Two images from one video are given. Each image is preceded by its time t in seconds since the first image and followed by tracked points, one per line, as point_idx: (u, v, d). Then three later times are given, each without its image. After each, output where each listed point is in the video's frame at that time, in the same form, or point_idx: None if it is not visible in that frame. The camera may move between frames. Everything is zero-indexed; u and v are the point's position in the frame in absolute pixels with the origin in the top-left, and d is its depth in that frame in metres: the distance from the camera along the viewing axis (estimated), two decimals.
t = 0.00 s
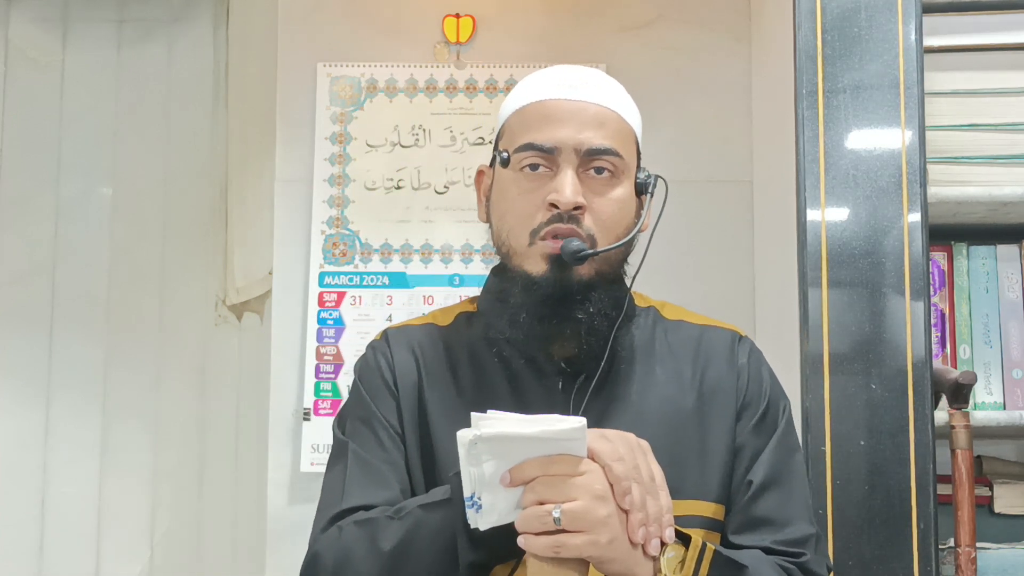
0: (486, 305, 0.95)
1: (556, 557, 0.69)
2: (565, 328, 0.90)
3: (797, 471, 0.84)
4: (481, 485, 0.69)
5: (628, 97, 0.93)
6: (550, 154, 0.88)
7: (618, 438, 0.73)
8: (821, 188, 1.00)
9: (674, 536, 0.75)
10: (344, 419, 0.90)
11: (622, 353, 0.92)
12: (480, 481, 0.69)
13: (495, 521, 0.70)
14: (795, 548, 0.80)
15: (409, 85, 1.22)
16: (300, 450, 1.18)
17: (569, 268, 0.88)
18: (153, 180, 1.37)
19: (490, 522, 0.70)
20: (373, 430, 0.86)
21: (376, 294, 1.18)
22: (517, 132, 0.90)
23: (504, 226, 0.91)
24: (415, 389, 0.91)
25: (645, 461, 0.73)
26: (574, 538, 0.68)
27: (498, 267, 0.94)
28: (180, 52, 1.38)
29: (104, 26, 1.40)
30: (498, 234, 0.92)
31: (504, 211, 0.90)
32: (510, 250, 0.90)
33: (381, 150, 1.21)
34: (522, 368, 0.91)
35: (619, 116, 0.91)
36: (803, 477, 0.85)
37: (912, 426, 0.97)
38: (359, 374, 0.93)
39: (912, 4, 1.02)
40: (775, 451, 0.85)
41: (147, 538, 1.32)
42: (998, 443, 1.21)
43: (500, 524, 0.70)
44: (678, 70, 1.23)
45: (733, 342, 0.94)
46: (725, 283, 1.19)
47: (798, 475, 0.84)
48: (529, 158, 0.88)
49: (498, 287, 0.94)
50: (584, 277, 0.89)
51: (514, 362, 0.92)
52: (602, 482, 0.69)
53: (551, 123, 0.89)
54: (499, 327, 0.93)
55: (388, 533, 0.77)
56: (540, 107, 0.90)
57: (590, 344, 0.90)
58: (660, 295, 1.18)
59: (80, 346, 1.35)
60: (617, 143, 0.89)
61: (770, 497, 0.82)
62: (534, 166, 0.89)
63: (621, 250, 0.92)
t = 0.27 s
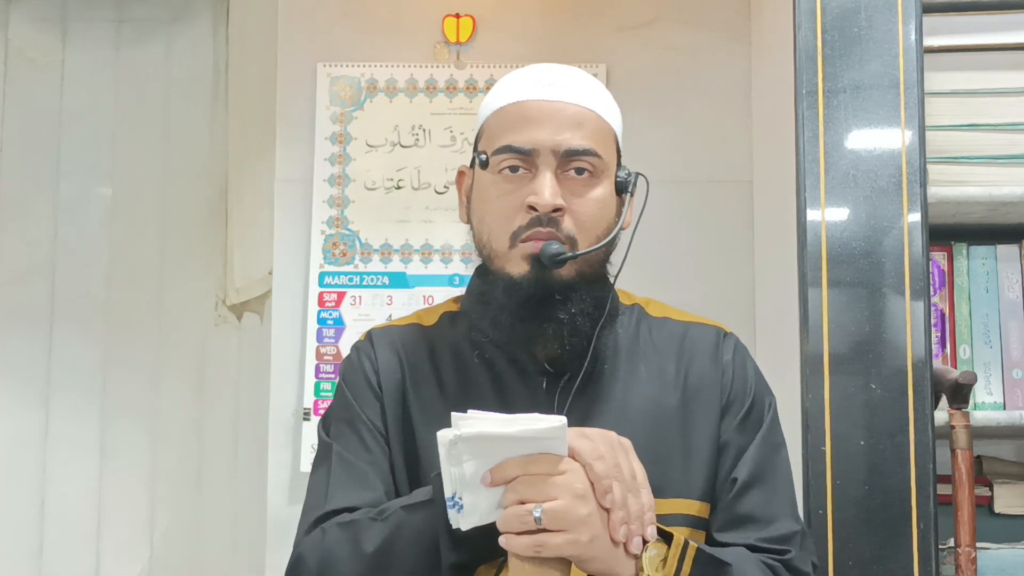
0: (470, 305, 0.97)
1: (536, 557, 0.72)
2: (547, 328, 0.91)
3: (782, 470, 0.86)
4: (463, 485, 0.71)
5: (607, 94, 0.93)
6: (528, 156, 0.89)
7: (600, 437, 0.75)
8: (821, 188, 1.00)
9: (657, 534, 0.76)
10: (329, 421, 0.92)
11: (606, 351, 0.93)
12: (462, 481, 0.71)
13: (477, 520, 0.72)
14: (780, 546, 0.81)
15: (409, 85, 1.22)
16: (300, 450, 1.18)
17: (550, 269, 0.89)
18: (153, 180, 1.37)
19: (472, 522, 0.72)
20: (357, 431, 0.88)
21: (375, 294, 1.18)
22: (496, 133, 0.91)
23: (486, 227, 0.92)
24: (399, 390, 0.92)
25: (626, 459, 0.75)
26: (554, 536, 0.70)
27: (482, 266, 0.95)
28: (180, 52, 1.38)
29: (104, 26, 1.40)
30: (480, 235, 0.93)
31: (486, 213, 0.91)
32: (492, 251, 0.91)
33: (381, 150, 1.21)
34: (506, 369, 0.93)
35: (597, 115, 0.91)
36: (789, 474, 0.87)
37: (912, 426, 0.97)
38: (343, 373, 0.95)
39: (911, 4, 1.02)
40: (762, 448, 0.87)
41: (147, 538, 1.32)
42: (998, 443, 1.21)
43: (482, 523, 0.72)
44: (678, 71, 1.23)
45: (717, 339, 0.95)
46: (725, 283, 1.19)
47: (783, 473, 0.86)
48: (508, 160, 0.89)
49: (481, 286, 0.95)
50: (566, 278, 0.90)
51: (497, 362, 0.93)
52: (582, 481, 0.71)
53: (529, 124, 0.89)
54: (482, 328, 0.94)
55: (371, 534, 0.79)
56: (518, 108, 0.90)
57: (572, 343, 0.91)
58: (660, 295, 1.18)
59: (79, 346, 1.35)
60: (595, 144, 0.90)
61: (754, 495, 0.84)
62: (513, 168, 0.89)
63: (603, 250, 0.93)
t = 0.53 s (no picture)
0: (449, 306, 1.06)
1: (511, 556, 0.87)
2: (525, 328, 1.02)
3: (759, 468, 1.00)
4: (439, 486, 0.86)
5: (580, 92, 1.01)
6: (504, 155, 0.98)
7: (575, 435, 0.91)
8: (821, 188, 1.00)
9: (634, 533, 0.90)
10: (309, 422, 1.03)
11: (583, 351, 1.03)
12: (438, 481, 0.86)
13: (451, 520, 0.87)
14: (761, 545, 0.96)
15: (409, 85, 1.22)
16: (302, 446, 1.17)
17: (526, 270, 0.99)
18: (153, 180, 1.37)
19: (447, 521, 0.87)
20: (336, 431, 1.00)
21: (375, 294, 1.18)
22: (474, 130, 1.00)
23: (466, 224, 1.01)
24: (379, 389, 1.03)
25: (601, 457, 0.91)
26: (529, 535, 0.86)
27: (460, 268, 1.04)
28: (180, 52, 1.38)
29: (104, 26, 1.40)
30: (460, 231, 1.02)
31: (466, 210, 1.00)
32: (471, 249, 1.01)
33: (381, 150, 1.21)
34: (485, 368, 1.03)
35: (570, 114, 0.99)
36: (766, 470, 1.01)
37: (912, 426, 0.97)
38: (324, 374, 1.06)
39: (911, 4, 1.02)
40: (740, 446, 1.00)
41: (147, 538, 1.32)
42: (999, 443, 1.20)
43: (456, 523, 0.87)
44: (678, 70, 1.23)
45: (698, 339, 1.07)
46: (725, 283, 1.17)
47: (760, 471, 1.00)
48: (486, 158, 0.99)
49: (461, 288, 1.05)
50: (541, 278, 0.99)
51: (475, 361, 1.03)
52: (556, 480, 0.86)
53: (505, 124, 0.98)
54: (461, 329, 1.04)
55: (348, 534, 0.93)
56: (495, 107, 0.99)
57: (550, 343, 1.02)
58: (660, 294, 1.17)
59: (80, 346, 1.35)
60: (570, 141, 0.99)
61: (733, 493, 0.97)
62: (489, 167, 0.98)
63: (580, 247, 1.01)
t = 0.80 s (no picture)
0: (426, 306, 1.13)
1: (483, 556, 0.93)
2: (497, 323, 1.07)
3: (736, 467, 1.07)
4: (411, 487, 0.91)
5: (553, 89, 1.07)
6: (477, 151, 1.04)
7: (547, 434, 0.98)
8: (821, 188, 1.00)
9: (607, 531, 0.97)
10: (285, 423, 1.09)
11: (557, 350, 1.10)
12: (410, 482, 0.91)
13: (423, 521, 0.92)
14: (736, 542, 1.03)
15: (409, 85, 1.22)
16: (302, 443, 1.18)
17: (498, 265, 1.05)
18: (153, 180, 1.37)
19: (418, 522, 0.92)
20: (311, 433, 1.07)
21: (375, 294, 1.17)
22: (448, 128, 1.06)
23: (440, 220, 1.07)
24: (355, 389, 1.09)
25: (573, 455, 0.98)
26: (500, 535, 0.92)
27: (436, 269, 1.11)
28: (180, 52, 1.38)
29: (104, 26, 1.40)
30: (435, 227, 1.09)
31: (440, 205, 1.06)
32: (446, 245, 1.07)
33: (381, 150, 1.21)
34: (461, 367, 1.09)
35: (544, 110, 1.05)
36: (743, 469, 1.07)
37: (912, 426, 0.97)
38: (300, 376, 1.12)
39: (911, 5, 1.02)
40: (717, 445, 1.07)
41: (147, 538, 1.32)
42: (999, 444, 1.20)
43: (428, 523, 0.92)
44: (678, 70, 1.23)
45: (673, 337, 1.14)
46: (725, 283, 1.17)
47: (737, 470, 1.07)
48: (460, 155, 1.04)
49: (437, 287, 1.12)
50: (514, 273, 1.06)
51: (450, 359, 1.09)
52: (527, 479, 0.92)
53: (478, 121, 1.04)
54: (436, 328, 1.11)
55: (320, 534, 1.00)
56: (468, 105, 1.05)
57: (525, 338, 1.08)
58: (661, 295, 1.17)
59: (80, 346, 1.35)
60: (543, 137, 1.05)
61: (709, 491, 1.04)
62: (462, 164, 1.04)
63: (554, 243, 1.08)
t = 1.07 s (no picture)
0: (401, 306, 1.16)
1: (455, 557, 1.01)
2: (473, 319, 1.13)
3: (710, 465, 1.10)
4: (383, 487, 0.99)
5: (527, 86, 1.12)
6: (452, 147, 1.09)
7: (519, 434, 1.06)
8: (821, 187, 1.00)
9: (579, 530, 1.02)
10: (258, 423, 1.13)
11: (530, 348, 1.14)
12: (381, 483, 0.99)
13: (395, 521, 1.00)
14: (710, 541, 1.07)
15: (409, 85, 1.22)
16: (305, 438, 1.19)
17: (472, 260, 1.10)
18: (154, 180, 1.37)
19: (391, 522, 1.00)
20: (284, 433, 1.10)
21: (375, 294, 1.17)
22: (423, 124, 1.11)
23: (415, 216, 1.12)
24: (327, 390, 1.13)
25: (545, 454, 1.06)
26: (471, 535, 1.00)
27: (411, 268, 1.15)
28: (181, 52, 1.38)
29: (105, 26, 1.40)
30: (410, 223, 1.13)
31: (415, 200, 1.11)
32: (421, 240, 1.12)
33: (381, 150, 1.20)
34: (435, 366, 1.13)
35: (517, 107, 1.10)
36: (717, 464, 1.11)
37: (912, 426, 0.97)
38: (274, 376, 1.16)
39: (911, 5, 1.02)
40: (690, 446, 1.10)
41: (147, 538, 1.32)
42: (1000, 444, 1.20)
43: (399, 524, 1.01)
44: (678, 70, 1.23)
45: (649, 337, 1.16)
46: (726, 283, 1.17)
47: (712, 467, 1.10)
48: (436, 151, 1.10)
49: (412, 285, 1.15)
50: (488, 268, 1.11)
51: (425, 358, 1.14)
52: (498, 479, 1.00)
53: (453, 117, 1.10)
54: (410, 329, 1.15)
55: (291, 535, 1.05)
56: (443, 102, 1.10)
57: (498, 335, 1.13)
58: (664, 295, 1.18)
59: (80, 345, 1.35)
60: (517, 133, 1.10)
61: (684, 490, 1.08)
62: (438, 160, 1.09)
63: (529, 240, 1.12)
